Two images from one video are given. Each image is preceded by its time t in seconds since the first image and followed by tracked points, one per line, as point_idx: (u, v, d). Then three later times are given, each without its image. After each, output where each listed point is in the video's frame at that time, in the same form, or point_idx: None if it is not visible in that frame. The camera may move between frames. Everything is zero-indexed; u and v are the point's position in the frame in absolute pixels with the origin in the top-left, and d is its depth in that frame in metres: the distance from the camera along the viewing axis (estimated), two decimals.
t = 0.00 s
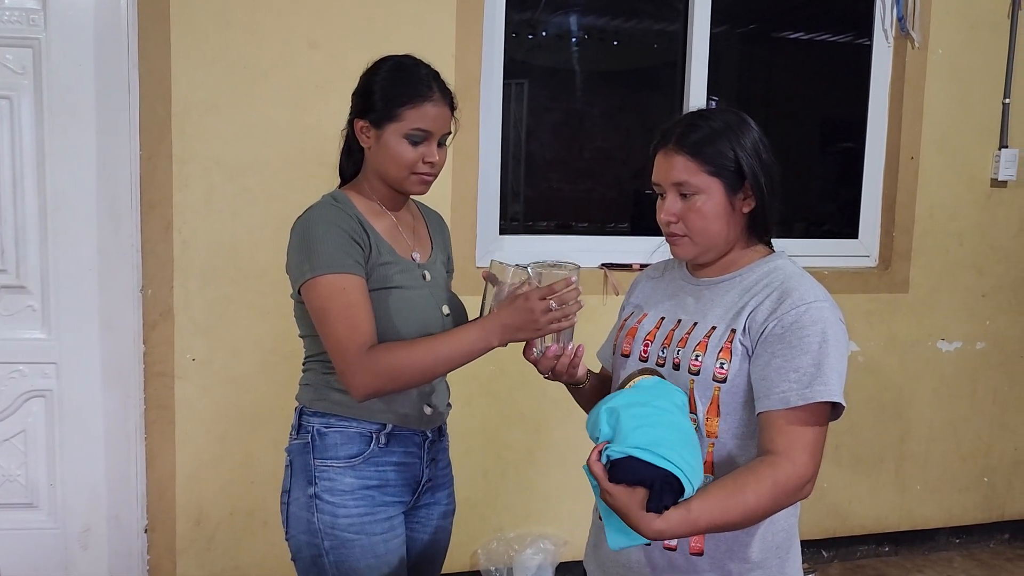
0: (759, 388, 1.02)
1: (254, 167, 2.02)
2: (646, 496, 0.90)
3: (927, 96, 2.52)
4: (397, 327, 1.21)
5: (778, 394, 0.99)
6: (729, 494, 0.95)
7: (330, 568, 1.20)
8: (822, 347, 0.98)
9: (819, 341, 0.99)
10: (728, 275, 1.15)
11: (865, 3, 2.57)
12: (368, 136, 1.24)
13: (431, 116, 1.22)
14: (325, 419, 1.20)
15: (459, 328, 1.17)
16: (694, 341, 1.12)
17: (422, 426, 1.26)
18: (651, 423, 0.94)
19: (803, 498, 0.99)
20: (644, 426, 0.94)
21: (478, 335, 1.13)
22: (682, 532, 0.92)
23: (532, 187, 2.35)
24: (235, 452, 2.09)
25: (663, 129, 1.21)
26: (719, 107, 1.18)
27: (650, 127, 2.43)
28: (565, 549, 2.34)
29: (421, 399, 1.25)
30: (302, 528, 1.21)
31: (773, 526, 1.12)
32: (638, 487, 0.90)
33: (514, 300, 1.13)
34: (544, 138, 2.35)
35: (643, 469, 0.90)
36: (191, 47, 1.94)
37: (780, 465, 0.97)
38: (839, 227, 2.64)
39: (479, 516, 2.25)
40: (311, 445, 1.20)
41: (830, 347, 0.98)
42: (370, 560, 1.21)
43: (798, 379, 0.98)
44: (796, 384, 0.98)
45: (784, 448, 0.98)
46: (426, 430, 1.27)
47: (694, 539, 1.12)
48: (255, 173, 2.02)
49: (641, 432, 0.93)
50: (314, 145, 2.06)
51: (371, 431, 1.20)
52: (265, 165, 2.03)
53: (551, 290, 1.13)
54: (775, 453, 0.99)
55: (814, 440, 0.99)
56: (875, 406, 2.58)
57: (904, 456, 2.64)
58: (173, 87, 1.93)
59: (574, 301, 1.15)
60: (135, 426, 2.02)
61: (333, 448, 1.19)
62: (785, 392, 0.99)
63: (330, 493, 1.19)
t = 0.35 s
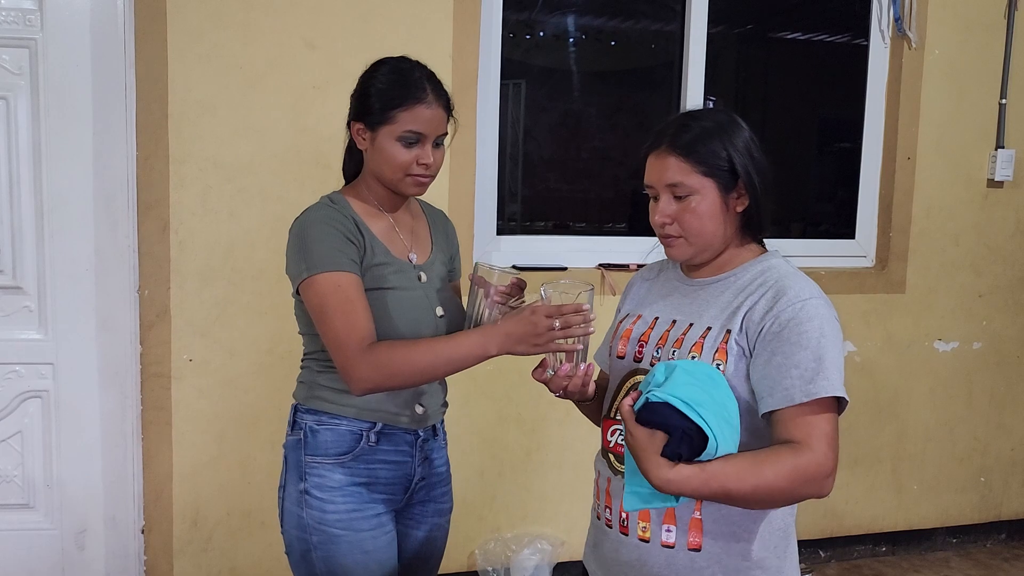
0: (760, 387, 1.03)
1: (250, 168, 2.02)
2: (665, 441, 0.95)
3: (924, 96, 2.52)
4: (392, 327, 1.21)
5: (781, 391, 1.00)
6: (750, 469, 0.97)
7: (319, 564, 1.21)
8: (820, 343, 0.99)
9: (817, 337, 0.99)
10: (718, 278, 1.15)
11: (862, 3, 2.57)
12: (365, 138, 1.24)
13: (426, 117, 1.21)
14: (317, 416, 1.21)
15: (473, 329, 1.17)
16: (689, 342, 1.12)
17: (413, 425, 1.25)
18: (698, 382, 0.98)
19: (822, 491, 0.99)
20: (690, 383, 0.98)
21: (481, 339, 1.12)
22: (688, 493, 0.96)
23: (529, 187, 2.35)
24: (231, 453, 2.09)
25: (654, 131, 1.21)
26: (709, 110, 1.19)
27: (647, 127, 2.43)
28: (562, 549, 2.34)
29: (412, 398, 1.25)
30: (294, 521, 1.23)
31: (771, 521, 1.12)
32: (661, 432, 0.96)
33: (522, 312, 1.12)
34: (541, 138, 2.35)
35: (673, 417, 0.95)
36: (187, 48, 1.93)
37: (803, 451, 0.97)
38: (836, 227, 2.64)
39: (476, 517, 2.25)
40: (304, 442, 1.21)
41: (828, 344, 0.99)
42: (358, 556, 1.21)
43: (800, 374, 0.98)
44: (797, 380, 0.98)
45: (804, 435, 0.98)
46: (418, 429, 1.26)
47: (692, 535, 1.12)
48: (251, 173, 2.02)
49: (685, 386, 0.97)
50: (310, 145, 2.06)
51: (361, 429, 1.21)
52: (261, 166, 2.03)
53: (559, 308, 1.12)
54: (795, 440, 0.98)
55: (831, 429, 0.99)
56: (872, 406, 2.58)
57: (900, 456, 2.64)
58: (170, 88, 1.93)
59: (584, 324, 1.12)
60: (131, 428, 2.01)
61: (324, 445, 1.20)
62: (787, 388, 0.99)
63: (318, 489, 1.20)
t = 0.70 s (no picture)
0: (761, 385, 1.03)
1: (250, 168, 2.02)
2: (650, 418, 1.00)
3: (924, 97, 2.52)
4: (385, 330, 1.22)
5: (781, 388, 1.00)
6: (741, 457, 0.98)
7: (308, 560, 1.22)
8: (821, 342, 0.99)
9: (818, 336, 0.99)
10: (718, 278, 1.15)
11: (862, 4, 2.57)
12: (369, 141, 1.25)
13: (427, 122, 1.21)
14: (311, 414, 1.23)
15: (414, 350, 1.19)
16: (688, 343, 1.12)
17: (405, 425, 1.25)
18: (697, 372, 1.01)
19: (811, 489, 0.99)
20: (688, 371, 1.01)
21: (405, 372, 1.14)
22: (669, 471, 0.99)
23: (529, 188, 2.35)
24: (231, 453, 2.09)
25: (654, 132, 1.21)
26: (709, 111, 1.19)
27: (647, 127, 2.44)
28: (562, 549, 2.34)
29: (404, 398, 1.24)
30: (286, 518, 1.24)
31: (774, 516, 1.12)
32: (648, 412, 1.00)
33: (453, 354, 1.14)
34: (541, 139, 2.35)
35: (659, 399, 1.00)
36: (187, 48, 1.93)
37: (796, 449, 0.98)
38: (835, 227, 2.65)
39: (476, 517, 2.25)
40: (297, 439, 1.23)
41: (829, 343, 0.99)
42: (346, 553, 1.21)
43: (800, 372, 0.99)
44: (797, 378, 0.99)
45: (801, 433, 0.99)
46: (411, 430, 1.26)
47: (695, 533, 1.11)
48: (251, 174, 2.02)
49: (680, 373, 1.01)
50: (310, 146, 2.06)
51: (352, 428, 1.22)
52: (261, 167, 2.03)
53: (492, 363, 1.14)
54: (789, 436, 0.99)
55: (828, 429, 1.00)
56: (871, 406, 2.58)
57: (899, 456, 2.64)
58: (170, 88, 1.93)
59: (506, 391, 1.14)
60: (131, 428, 2.01)
61: (315, 443, 1.22)
62: (787, 386, 0.99)
63: (309, 486, 1.21)
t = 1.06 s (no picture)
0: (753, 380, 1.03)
1: (250, 169, 2.02)
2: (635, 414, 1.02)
3: (923, 97, 2.52)
4: (369, 330, 1.23)
5: (769, 382, 1.00)
6: (718, 437, 1.01)
7: (288, 558, 1.23)
8: (814, 340, 1.00)
9: (812, 334, 1.00)
10: (718, 276, 1.15)
11: (861, 4, 2.57)
12: (369, 143, 1.25)
13: (428, 125, 1.21)
14: (301, 413, 1.25)
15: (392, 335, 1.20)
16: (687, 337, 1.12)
17: (390, 429, 1.26)
18: (695, 361, 1.03)
19: (789, 483, 1.00)
20: (686, 358, 1.03)
21: (363, 360, 1.16)
22: (657, 442, 1.05)
23: (528, 188, 2.35)
24: (232, 453, 2.09)
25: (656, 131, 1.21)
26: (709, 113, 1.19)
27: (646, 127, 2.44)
28: (562, 549, 2.34)
29: (390, 401, 1.25)
30: (272, 515, 1.26)
31: (778, 515, 1.12)
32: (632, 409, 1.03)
33: (397, 339, 1.15)
34: (541, 139, 2.35)
35: (643, 391, 1.01)
36: (187, 48, 1.94)
37: (772, 438, 0.99)
38: (834, 227, 2.65)
39: (476, 517, 2.25)
40: (286, 437, 1.25)
41: (822, 341, 1.00)
42: (323, 553, 1.22)
43: (791, 367, 0.99)
44: (788, 372, 0.99)
45: (782, 424, 0.99)
46: (396, 434, 1.26)
47: (696, 530, 1.11)
48: (252, 174, 2.02)
49: (677, 361, 1.02)
50: (310, 146, 2.06)
51: (338, 428, 1.23)
52: (262, 167, 2.03)
53: (433, 337, 1.14)
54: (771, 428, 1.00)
55: (814, 424, 1.00)
56: (871, 406, 2.59)
57: (899, 456, 2.65)
58: (170, 89, 1.93)
59: (457, 357, 1.15)
60: (131, 428, 2.01)
61: (302, 441, 1.23)
62: (777, 380, 1.00)
63: (292, 484, 1.22)
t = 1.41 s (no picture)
0: (756, 379, 1.03)
1: (250, 169, 2.02)
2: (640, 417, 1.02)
3: (923, 97, 2.52)
4: (371, 329, 1.23)
5: (771, 382, 1.00)
6: (721, 431, 1.01)
7: (289, 569, 1.22)
8: (815, 338, 1.00)
9: (813, 332, 1.00)
10: (718, 275, 1.15)
11: (861, 4, 2.57)
12: (374, 141, 1.25)
13: (439, 128, 1.22)
14: (298, 419, 1.23)
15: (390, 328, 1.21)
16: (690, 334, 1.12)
17: (394, 433, 1.26)
18: (702, 362, 1.02)
19: (788, 485, 1.00)
20: (692, 357, 1.02)
21: (368, 353, 1.16)
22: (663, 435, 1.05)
23: (528, 188, 2.36)
24: (232, 453, 2.09)
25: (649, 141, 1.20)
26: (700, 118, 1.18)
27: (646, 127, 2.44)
28: (562, 549, 2.34)
29: (394, 404, 1.26)
30: (269, 525, 1.24)
31: (778, 513, 1.12)
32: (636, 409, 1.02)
33: (399, 327, 1.15)
34: (541, 139, 2.35)
35: (648, 392, 1.00)
36: (187, 48, 1.94)
37: (774, 437, 0.99)
38: (834, 227, 2.65)
39: (476, 517, 2.25)
40: (283, 444, 1.23)
41: (823, 339, 1.00)
42: (327, 563, 1.21)
43: (792, 367, 0.99)
44: (789, 372, 0.99)
45: (784, 423, 1.00)
46: (399, 438, 1.27)
47: (694, 526, 1.11)
48: (252, 174, 2.02)
49: (683, 360, 1.01)
50: (311, 146, 2.06)
51: (340, 435, 1.23)
52: (262, 167, 2.03)
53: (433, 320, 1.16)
54: (775, 428, 1.00)
55: (816, 423, 1.00)
56: (872, 406, 2.59)
57: (899, 455, 2.65)
58: (170, 89, 1.93)
59: (461, 336, 1.17)
60: (132, 428, 2.02)
61: (301, 449, 1.22)
62: (778, 380, 1.00)
63: (293, 493, 1.21)
